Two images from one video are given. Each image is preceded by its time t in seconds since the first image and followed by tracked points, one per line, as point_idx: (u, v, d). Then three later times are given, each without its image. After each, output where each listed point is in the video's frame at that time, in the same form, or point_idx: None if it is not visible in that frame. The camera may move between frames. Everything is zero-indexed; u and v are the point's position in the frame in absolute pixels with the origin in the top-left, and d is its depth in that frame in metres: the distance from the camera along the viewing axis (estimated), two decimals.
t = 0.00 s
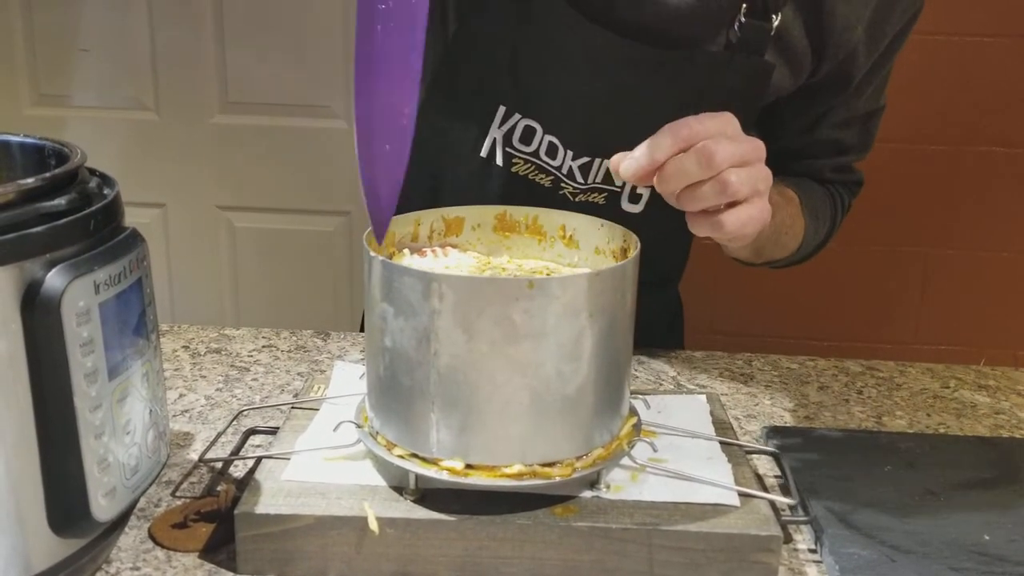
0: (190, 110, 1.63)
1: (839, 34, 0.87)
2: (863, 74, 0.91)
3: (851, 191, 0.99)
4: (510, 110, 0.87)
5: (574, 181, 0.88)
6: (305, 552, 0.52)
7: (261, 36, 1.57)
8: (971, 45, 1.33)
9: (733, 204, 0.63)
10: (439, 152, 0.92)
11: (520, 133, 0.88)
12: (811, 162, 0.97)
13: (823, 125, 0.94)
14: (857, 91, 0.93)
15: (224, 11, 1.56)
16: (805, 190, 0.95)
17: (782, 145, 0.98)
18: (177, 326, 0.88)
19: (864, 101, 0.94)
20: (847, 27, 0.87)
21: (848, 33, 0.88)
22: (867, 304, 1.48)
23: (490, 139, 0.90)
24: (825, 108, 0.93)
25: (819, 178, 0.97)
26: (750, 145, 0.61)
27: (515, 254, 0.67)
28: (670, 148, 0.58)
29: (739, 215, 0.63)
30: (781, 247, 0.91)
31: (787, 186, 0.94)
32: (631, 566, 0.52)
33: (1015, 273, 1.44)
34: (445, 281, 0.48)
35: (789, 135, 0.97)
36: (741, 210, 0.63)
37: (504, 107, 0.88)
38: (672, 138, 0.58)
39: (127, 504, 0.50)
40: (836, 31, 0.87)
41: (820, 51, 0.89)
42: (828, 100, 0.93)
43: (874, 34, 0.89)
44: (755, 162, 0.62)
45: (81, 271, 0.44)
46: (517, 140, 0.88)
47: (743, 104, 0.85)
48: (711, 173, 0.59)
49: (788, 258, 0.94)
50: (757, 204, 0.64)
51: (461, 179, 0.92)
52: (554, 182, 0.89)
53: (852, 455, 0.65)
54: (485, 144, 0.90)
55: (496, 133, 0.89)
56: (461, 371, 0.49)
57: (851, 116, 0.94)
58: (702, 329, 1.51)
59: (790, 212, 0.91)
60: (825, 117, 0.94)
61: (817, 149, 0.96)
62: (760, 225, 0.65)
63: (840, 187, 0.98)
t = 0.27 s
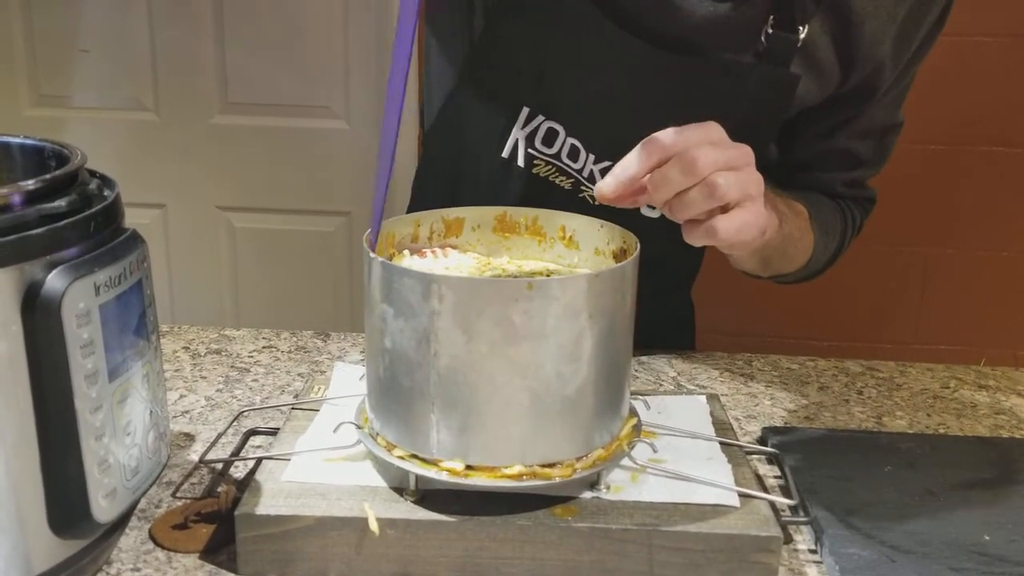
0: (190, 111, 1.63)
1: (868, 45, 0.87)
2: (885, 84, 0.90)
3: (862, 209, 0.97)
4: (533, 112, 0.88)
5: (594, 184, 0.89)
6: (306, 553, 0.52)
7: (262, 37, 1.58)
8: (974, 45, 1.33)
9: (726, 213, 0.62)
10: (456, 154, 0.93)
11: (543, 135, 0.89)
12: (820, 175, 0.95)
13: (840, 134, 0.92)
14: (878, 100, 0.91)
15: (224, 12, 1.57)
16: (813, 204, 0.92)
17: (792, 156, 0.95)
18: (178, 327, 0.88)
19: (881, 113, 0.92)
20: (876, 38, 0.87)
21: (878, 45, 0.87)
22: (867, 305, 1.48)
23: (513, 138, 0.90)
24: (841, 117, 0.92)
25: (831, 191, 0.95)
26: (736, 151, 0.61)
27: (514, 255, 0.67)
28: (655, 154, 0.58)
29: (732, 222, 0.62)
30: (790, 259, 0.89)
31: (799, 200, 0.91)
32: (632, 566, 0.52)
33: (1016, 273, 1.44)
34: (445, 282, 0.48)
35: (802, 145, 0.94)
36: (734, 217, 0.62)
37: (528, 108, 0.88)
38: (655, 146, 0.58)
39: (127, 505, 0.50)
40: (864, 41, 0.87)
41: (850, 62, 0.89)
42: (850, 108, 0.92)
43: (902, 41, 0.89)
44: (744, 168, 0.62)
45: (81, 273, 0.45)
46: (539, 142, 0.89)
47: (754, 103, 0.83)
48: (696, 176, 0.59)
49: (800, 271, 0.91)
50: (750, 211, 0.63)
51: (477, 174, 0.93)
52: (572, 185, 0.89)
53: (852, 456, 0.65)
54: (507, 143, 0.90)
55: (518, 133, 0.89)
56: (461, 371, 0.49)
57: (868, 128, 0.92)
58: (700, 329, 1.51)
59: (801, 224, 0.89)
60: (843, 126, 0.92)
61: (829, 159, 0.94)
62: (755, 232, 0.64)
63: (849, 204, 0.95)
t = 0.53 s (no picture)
0: (189, 110, 1.63)
1: (890, 53, 0.87)
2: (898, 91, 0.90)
3: (869, 219, 0.96)
4: (550, 113, 0.88)
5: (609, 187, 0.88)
6: (305, 552, 0.52)
7: (262, 35, 1.57)
8: (977, 45, 1.33)
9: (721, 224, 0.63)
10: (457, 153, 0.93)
11: (558, 137, 0.88)
12: (832, 181, 0.94)
13: (851, 138, 0.92)
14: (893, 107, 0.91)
15: (224, 10, 1.56)
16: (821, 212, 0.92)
17: (805, 161, 0.95)
18: (177, 325, 0.88)
19: (894, 119, 0.92)
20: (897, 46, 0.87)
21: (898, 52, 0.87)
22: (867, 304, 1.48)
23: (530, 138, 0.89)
24: (856, 122, 0.92)
25: (840, 199, 0.94)
26: (730, 161, 0.62)
27: (512, 255, 0.66)
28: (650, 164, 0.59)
29: (727, 233, 0.62)
30: (794, 270, 0.88)
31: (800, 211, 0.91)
32: (631, 566, 0.52)
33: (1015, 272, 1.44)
34: (442, 281, 0.47)
35: (816, 151, 0.94)
36: (729, 228, 0.63)
37: (544, 110, 0.88)
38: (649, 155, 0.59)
39: (126, 504, 0.50)
40: (883, 49, 0.87)
41: (870, 70, 0.89)
42: (866, 112, 0.92)
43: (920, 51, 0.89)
44: (737, 179, 0.63)
45: (81, 272, 0.44)
46: (555, 143, 0.89)
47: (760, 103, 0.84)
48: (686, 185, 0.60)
49: (805, 282, 0.91)
50: (745, 222, 0.63)
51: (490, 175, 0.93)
52: (587, 187, 0.89)
53: (852, 455, 0.65)
54: (522, 144, 0.90)
55: (534, 133, 0.89)
56: (459, 370, 0.49)
57: (882, 134, 0.92)
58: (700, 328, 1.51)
59: (804, 235, 0.88)
60: (856, 132, 0.92)
61: (842, 165, 0.93)
62: (751, 245, 0.64)
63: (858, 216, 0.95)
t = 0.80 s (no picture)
0: (189, 109, 1.63)
1: (896, 55, 0.87)
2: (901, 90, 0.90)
3: (872, 221, 0.96)
4: (553, 116, 0.88)
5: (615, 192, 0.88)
6: (304, 549, 0.52)
7: (261, 35, 1.57)
8: (977, 47, 1.33)
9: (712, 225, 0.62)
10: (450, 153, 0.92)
11: (561, 140, 0.88)
12: (837, 185, 0.93)
13: (854, 139, 0.92)
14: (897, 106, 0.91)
15: (224, 9, 1.56)
16: (823, 218, 0.92)
17: (807, 163, 0.95)
18: (177, 323, 0.88)
19: (897, 120, 0.92)
20: (902, 49, 0.87)
21: (903, 54, 0.87)
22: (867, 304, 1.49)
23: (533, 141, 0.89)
24: (860, 124, 0.92)
25: (843, 201, 0.94)
26: (720, 162, 0.62)
27: (512, 254, 0.67)
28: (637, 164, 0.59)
29: (719, 234, 0.62)
30: (795, 275, 0.88)
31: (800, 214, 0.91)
32: (630, 564, 0.52)
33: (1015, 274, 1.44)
34: (441, 279, 0.47)
35: (818, 154, 0.94)
36: (721, 229, 0.62)
37: (548, 113, 0.88)
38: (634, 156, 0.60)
39: (125, 501, 0.50)
40: (890, 52, 0.87)
41: (874, 72, 0.89)
42: (870, 114, 0.92)
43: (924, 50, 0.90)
44: (727, 180, 0.62)
45: (81, 268, 0.44)
46: (558, 147, 0.89)
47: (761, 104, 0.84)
48: (677, 185, 0.60)
49: (807, 286, 0.91)
50: (738, 224, 0.63)
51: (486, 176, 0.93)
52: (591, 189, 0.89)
53: (851, 454, 0.65)
54: (525, 148, 0.90)
55: (537, 138, 0.89)
56: (459, 368, 0.49)
57: (886, 135, 0.92)
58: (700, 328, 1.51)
59: (805, 239, 0.88)
60: (860, 134, 0.92)
61: (845, 168, 0.93)
62: (743, 245, 0.64)
63: (862, 219, 0.94)
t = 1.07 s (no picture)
0: (190, 111, 1.63)
1: (887, 50, 0.88)
2: (893, 86, 0.90)
3: (871, 217, 0.95)
4: (549, 116, 0.88)
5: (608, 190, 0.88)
6: (305, 553, 0.52)
7: (262, 36, 1.58)
8: (976, 48, 1.33)
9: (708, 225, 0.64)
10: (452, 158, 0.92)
11: (558, 140, 0.88)
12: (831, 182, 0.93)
13: (848, 134, 0.92)
14: (889, 101, 0.91)
15: (226, 12, 1.57)
16: (822, 215, 0.92)
17: (803, 159, 0.95)
18: (178, 326, 0.88)
19: (891, 116, 0.92)
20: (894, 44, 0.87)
21: (896, 50, 0.88)
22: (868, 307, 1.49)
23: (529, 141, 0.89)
24: (851, 121, 0.92)
25: (840, 198, 0.93)
26: (704, 162, 0.64)
27: (514, 258, 0.66)
28: (626, 171, 0.61)
29: (716, 233, 0.63)
30: (796, 271, 0.88)
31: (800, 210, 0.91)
32: (631, 567, 0.52)
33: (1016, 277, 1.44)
34: (443, 281, 0.48)
35: (812, 151, 0.94)
36: (717, 227, 0.64)
37: (544, 113, 0.88)
38: (620, 164, 0.61)
39: (127, 504, 0.50)
40: (881, 46, 0.87)
41: (866, 67, 0.89)
42: (861, 111, 0.92)
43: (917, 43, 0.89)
44: (714, 182, 0.64)
45: (83, 272, 0.45)
46: (555, 147, 0.89)
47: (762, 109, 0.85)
48: (668, 187, 0.61)
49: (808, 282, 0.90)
50: (733, 220, 0.64)
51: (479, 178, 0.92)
52: (588, 190, 0.89)
53: (851, 458, 0.65)
54: (522, 150, 0.90)
55: (534, 138, 0.89)
56: (460, 371, 0.49)
57: (880, 131, 0.92)
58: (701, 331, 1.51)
59: (806, 235, 0.88)
60: (854, 130, 0.92)
61: (840, 164, 0.93)
62: (740, 242, 0.65)
63: (861, 216, 0.94)
